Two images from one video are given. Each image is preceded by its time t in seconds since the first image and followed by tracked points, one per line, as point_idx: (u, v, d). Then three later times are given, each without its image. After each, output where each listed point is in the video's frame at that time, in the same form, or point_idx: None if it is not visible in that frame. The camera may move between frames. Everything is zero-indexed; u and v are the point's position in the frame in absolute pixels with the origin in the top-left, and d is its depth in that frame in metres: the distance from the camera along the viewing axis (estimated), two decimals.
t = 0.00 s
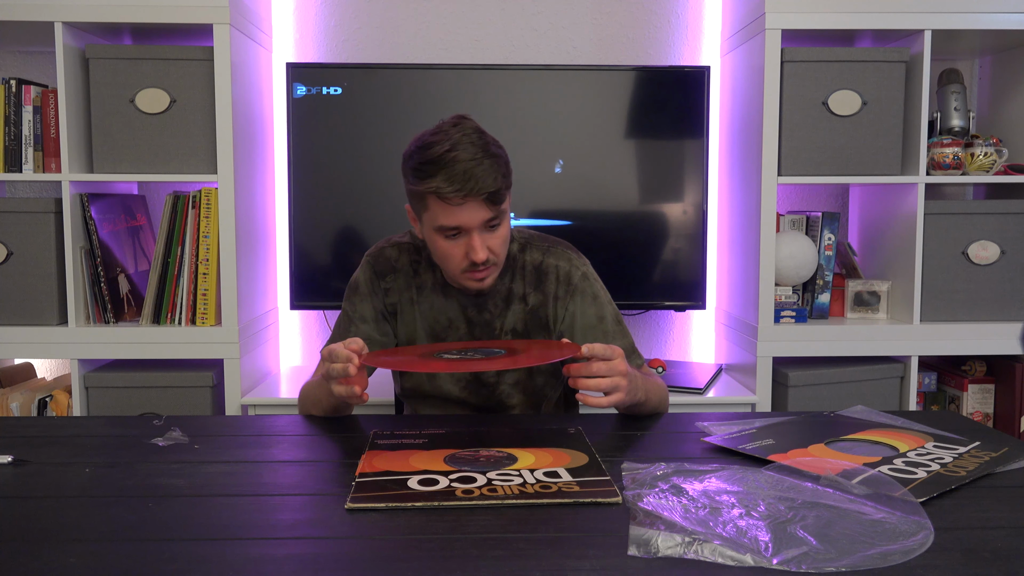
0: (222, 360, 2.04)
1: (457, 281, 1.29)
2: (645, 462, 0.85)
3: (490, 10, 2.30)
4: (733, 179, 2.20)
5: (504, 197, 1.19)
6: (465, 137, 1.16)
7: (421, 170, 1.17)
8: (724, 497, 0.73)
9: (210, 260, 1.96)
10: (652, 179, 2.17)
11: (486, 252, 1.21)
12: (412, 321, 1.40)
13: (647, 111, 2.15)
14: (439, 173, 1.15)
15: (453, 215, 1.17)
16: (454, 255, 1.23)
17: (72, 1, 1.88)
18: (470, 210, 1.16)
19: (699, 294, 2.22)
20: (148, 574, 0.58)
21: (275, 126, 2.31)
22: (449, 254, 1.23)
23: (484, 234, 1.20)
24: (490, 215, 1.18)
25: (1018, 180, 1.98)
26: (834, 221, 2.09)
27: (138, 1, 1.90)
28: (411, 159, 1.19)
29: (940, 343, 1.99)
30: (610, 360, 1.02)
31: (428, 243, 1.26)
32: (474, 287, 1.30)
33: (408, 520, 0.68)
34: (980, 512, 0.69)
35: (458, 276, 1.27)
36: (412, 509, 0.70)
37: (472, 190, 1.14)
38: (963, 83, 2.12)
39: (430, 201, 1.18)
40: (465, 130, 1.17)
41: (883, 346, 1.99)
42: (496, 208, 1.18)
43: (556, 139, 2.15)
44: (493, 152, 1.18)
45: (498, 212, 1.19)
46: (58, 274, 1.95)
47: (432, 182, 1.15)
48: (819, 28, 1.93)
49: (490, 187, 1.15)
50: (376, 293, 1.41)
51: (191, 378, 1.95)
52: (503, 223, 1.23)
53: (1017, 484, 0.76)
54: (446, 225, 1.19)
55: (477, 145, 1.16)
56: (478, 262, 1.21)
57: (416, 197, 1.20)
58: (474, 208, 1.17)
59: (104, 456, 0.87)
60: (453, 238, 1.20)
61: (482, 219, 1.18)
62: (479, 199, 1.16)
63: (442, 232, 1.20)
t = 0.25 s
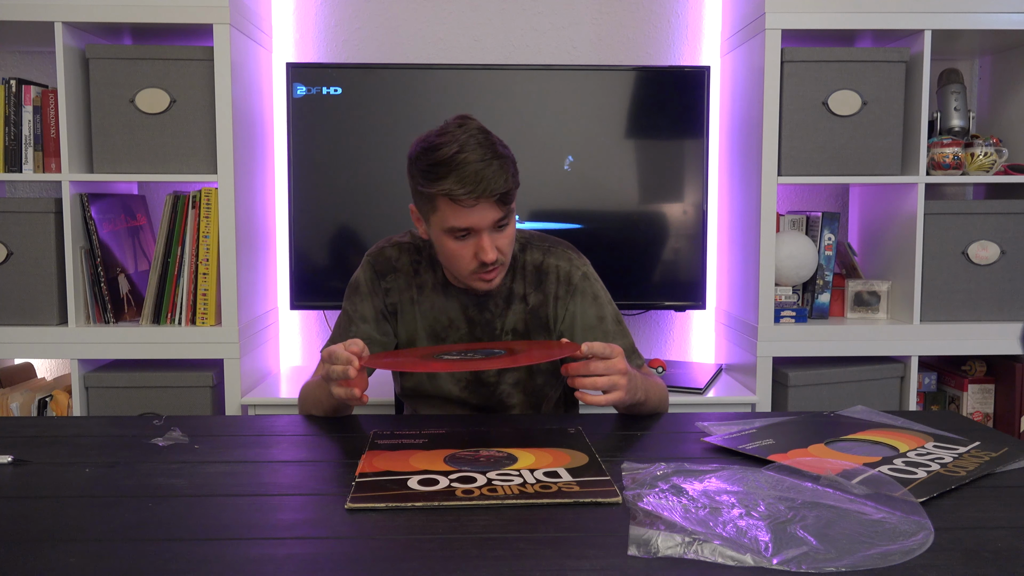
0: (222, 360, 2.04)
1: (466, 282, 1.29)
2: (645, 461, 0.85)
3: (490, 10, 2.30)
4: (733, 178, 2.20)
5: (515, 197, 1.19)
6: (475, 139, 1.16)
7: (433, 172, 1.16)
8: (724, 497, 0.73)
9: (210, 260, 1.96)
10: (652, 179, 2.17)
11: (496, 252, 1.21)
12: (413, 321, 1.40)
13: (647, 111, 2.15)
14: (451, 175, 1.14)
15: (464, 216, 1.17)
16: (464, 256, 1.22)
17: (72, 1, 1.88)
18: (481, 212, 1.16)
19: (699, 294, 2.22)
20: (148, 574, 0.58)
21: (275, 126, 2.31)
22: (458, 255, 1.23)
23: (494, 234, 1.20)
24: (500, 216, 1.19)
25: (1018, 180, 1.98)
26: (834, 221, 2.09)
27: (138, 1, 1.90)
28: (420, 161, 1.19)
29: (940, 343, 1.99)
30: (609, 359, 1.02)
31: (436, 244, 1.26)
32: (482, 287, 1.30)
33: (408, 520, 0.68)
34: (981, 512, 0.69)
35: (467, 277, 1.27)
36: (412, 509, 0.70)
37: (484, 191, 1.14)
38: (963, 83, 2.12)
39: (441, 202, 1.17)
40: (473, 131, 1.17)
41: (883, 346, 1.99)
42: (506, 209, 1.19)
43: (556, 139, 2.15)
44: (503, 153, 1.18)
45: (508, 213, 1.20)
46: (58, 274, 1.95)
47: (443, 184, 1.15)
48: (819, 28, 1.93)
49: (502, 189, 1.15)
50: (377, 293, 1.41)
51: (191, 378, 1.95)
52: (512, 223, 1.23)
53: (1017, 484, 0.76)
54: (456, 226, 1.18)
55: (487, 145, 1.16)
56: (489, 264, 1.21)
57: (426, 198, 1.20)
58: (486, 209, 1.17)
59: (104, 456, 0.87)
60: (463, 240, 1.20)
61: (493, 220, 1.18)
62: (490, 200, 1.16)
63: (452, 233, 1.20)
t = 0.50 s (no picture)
0: (222, 360, 2.04)
1: (466, 281, 1.29)
2: (645, 461, 0.85)
3: (490, 11, 2.30)
4: (733, 178, 2.20)
5: (517, 198, 1.19)
6: (479, 138, 1.16)
7: (436, 171, 1.16)
8: (724, 497, 0.73)
9: (210, 260, 1.96)
10: (652, 180, 2.17)
11: (498, 252, 1.21)
12: (413, 321, 1.40)
13: (647, 111, 2.15)
14: (454, 173, 1.15)
15: (466, 215, 1.17)
16: (465, 256, 1.22)
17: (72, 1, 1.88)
18: (484, 211, 1.16)
19: (699, 294, 2.22)
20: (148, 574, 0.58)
21: (275, 126, 2.31)
22: (460, 254, 1.23)
23: (495, 234, 1.20)
24: (502, 216, 1.19)
25: (1018, 180, 1.98)
26: (834, 221, 2.09)
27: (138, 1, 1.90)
28: (423, 159, 1.19)
29: (940, 343, 1.99)
30: (609, 358, 1.02)
31: (438, 243, 1.26)
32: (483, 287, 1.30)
33: (408, 520, 0.68)
34: (980, 512, 0.69)
35: (468, 276, 1.27)
36: (412, 509, 0.70)
37: (486, 191, 1.14)
38: (963, 83, 2.12)
39: (443, 201, 1.17)
40: (477, 130, 1.17)
41: (883, 346, 1.99)
42: (509, 209, 1.19)
43: (556, 139, 2.15)
44: (506, 153, 1.18)
45: (511, 213, 1.20)
46: (58, 274, 1.95)
47: (446, 182, 1.15)
48: (819, 28, 1.93)
49: (504, 189, 1.16)
50: (377, 293, 1.41)
51: (191, 377, 1.95)
52: (514, 223, 1.23)
53: (1017, 484, 0.76)
54: (458, 225, 1.18)
55: (490, 145, 1.16)
56: (490, 264, 1.21)
57: (429, 196, 1.20)
58: (488, 208, 1.17)
59: (104, 456, 0.87)
60: (465, 238, 1.20)
61: (495, 219, 1.18)
62: (493, 200, 1.16)
63: (454, 232, 1.20)
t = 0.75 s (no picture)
0: (222, 360, 2.04)
1: (456, 278, 1.29)
2: (645, 461, 0.85)
3: (490, 11, 2.30)
4: (733, 178, 2.20)
5: (508, 197, 1.18)
6: (473, 136, 1.16)
7: (428, 165, 1.17)
8: (724, 497, 0.73)
9: (210, 260, 1.96)
10: (652, 180, 2.17)
11: (483, 251, 1.20)
12: (413, 320, 1.40)
13: (647, 111, 2.15)
14: (444, 168, 1.15)
15: (454, 211, 1.17)
16: (453, 252, 1.23)
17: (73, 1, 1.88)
18: (472, 208, 1.16)
19: (699, 294, 2.22)
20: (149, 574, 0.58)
21: (275, 126, 2.31)
22: (449, 251, 1.23)
23: (483, 233, 1.20)
24: (492, 214, 1.18)
25: (1018, 180, 1.98)
26: (834, 221, 2.09)
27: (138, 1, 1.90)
28: (418, 154, 1.20)
29: (940, 343, 1.99)
30: (609, 359, 1.02)
31: (430, 237, 1.26)
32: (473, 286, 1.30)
33: (408, 520, 0.68)
34: (980, 512, 0.69)
35: (457, 273, 1.27)
36: (412, 509, 0.70)
37: (474, 187, 1.14)
38: (963, 83, 2.12)
39: (433, 195, 1.18)
40: (474, 128, 1.18)
41: (883, 346, 1.99)
42: (499, 208, 1.18)
43: (556, 139, 2.15)
44: (501, 152, 1.18)
45: (501, 212, 1.19)
46: (58, 274, 1.95)
47: (435, 177, 1.15)
48: (819, 28, 1.93)
49: (493, 187, 1.15)
50: (377, 292, 1.41)
51: (191, 377, 1.95)
52: (506, 223, 1.23)
53: (1017, 484, 0.76)
54: (447, 221, 1.19)
55: (484, 143, 1.16)
56: (477, 261, 1.20)
57: (421, 191, 1.21)
58: (477, 206, 1.16)
59: (104, 456, 0.87)
60: (453, 234, 1.20)
61: (484, 217, 1.18)
62: (481, 197, 1.16)
63: (444, 228, 1.20)
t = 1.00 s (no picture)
0: (222, 360, 2.04)
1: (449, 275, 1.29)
2: (645, 461, 0.85)
3: (490, 11, 2.30)
4: (733, 178, 2.20)
5: (498, 195, 1.18)
6: (464, 133, 1.16)
7: (419, 162, 1.18)
8: (724, 497, 0.73)
9: (210, 260, 1.96)
10: (652, 180, 2.17)
11: (473, 248, 1.20)
12: (412, 320, 1.40)
13: (647, 111, 2.15)
14: (434, 164, 1.16)
15: (444, 208, 1.17)
16: (444, 249, 1.23)
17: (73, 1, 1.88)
18: (461, 205, 1.16)
19: (699, 294, 2.22)
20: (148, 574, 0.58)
21: (275, 126, 2.31)
22: (440, 247, 1.23)
23: (473, 230, 1.20)
24: (482, 211, 1.18)
25: (1018, 180, 1.98)
26: (834, 221, 2.09)
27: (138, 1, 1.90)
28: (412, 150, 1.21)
29: (940, 343, 1.99)
30: (609, 361, 1.02)
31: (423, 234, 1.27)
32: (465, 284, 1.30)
33: (408, 520, 0.68)
34: (980, 512, 0.69)
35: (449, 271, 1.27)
36: (412, 509, 0.70)
37: (464, 184, 1.14)
38: (963, 83, 2.12)
39: (424, 192, 1.18)
40: (467, 126, 1.17)
41: (883, 346, 1.99)
42: (489, 205, 1.18)
43: (556, 139, 2.15)
44: (493, 150, 1.17)
45: (491, 210, 1.19)
46: (58, 274, 1.95)
47: (426, 173, 1.16)
48: (819, 28, 1.93)
49: (483, 184, 1.15)
50: (376, 292, 1.41)
51: (191, 377, 1.95)
52: (498, 221, 1.22)
53: (1017, 484, 0.76)
54: (438, 218, 1.19)
55: (475, 141, 1.16)
56: (466, 258, 1.20)
57: (413, 187, 1.21)
58: (466, 203, 1.16)
59: (104, 456, 0.87)
60: (444, 231, 1.20)
61: (473, 214, 1.18)
62: (472, 194, 1.16)
63: (434, 225, 1.20)
